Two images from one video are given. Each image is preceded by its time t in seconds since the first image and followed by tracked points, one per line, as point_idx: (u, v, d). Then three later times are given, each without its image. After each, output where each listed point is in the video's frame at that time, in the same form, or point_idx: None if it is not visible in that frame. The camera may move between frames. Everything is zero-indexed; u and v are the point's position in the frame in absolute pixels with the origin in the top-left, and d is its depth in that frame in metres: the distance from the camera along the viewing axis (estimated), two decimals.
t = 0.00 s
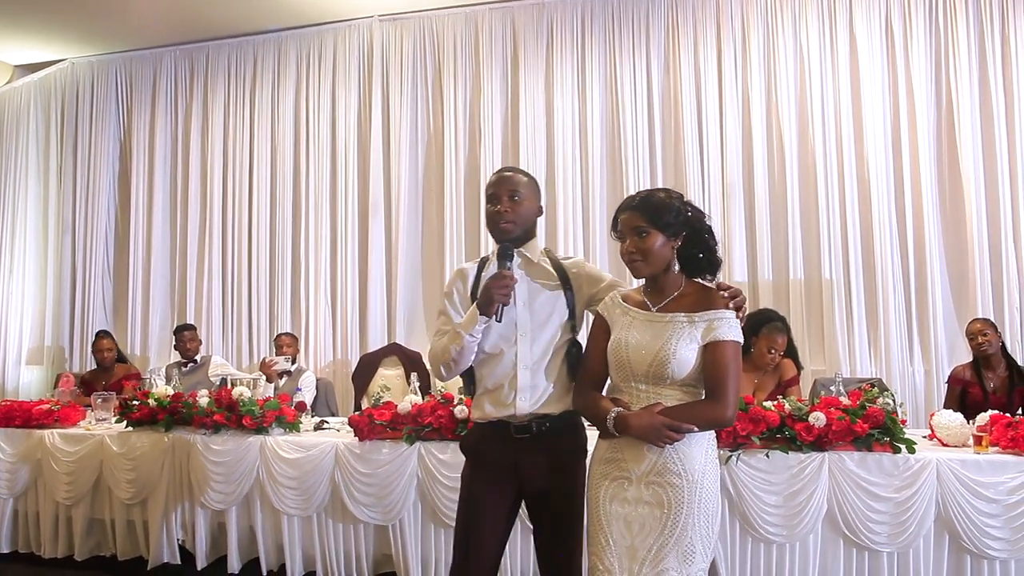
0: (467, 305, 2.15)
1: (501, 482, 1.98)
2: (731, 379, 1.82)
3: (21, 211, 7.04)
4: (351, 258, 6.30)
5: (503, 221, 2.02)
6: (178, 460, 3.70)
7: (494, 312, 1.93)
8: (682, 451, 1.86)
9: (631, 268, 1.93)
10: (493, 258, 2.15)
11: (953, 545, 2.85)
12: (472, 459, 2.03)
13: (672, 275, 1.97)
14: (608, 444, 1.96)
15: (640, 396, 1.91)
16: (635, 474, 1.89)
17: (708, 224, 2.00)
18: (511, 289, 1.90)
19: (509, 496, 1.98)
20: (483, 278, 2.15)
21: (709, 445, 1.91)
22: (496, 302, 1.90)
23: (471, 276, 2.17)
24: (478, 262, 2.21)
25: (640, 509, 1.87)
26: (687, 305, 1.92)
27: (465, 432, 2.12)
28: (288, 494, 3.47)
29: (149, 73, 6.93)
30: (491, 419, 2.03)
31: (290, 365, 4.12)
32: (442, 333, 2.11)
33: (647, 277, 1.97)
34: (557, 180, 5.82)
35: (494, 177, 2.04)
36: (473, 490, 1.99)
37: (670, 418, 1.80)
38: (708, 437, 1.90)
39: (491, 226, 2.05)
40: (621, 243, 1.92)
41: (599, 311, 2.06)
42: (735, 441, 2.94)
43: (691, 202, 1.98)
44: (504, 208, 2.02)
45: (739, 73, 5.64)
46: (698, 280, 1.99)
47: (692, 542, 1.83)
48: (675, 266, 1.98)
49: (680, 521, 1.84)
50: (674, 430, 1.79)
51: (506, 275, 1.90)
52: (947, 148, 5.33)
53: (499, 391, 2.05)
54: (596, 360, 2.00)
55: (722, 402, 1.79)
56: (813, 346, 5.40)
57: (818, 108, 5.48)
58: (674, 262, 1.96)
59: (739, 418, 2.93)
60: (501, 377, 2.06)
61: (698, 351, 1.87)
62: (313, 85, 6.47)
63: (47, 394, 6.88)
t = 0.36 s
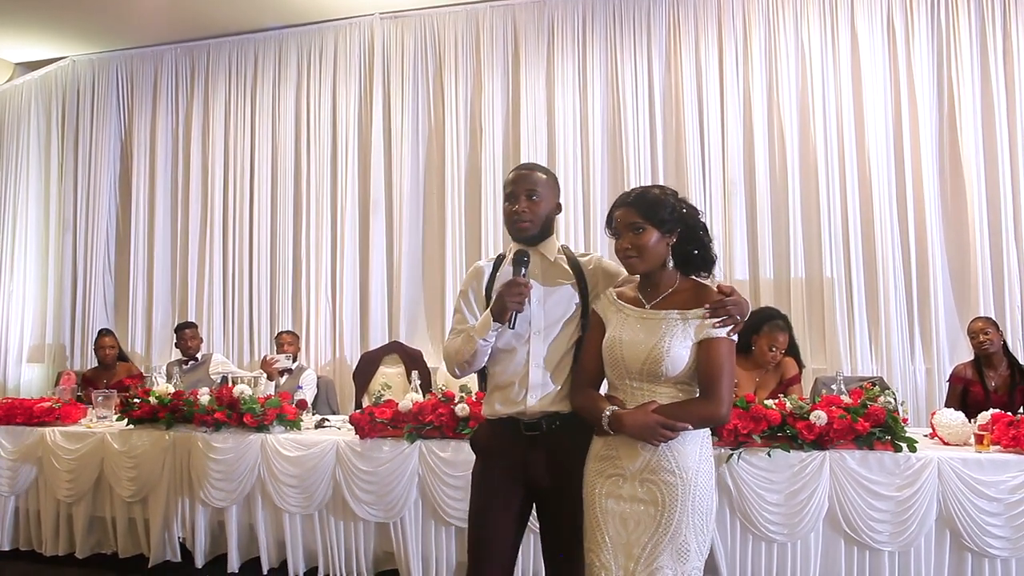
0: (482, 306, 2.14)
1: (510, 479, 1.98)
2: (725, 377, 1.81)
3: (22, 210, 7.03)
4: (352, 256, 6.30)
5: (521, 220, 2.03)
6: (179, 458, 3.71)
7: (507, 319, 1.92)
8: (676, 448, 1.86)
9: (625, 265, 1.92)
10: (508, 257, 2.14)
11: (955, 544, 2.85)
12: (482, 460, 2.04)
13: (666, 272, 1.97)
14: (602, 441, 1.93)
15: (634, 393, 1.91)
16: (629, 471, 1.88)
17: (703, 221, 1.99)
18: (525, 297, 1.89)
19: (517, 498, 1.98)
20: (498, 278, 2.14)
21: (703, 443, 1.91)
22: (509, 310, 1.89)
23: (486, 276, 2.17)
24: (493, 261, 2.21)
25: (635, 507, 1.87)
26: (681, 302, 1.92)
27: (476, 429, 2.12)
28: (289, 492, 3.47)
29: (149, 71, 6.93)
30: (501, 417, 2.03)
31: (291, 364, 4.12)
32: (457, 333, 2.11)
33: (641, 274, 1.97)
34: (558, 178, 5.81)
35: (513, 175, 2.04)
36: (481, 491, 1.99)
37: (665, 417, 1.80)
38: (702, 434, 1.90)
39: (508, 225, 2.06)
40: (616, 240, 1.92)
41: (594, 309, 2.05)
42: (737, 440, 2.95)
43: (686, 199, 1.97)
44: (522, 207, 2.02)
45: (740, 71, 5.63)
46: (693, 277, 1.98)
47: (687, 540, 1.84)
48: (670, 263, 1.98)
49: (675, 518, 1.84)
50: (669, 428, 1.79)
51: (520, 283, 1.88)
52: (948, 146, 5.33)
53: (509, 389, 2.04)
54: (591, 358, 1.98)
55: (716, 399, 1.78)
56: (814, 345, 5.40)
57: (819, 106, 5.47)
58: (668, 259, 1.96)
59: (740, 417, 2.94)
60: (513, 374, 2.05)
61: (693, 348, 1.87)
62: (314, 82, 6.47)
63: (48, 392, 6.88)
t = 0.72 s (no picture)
0: (477, 306, 2.14)
1: (506, 482, 1.98)
2: (715, 375, 1.81)
3: (20, 212, 7.03)
4: (351, 258, 6.30)
5: (519, 220, 2.02)
6: (176, 460, 3.70)
7: (498, 320, 1.92)
8: (668, 450, 1.86)
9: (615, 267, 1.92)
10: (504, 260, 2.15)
11: (953, 545, 2.85)
12: (476, 462, 2.04)
13: (654, 275, 1.96)
14: (595, 443, 1.94)
15: (626, 396, 1.90)
16: (622, 473, 1.88)
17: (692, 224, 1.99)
18: (516, 298, 1.88)
19: (513, 501, 1.98)
20: (492, 280, 2.14)
21: (695, 444, 1.91)
22: (501, 311, 1.88)
23: (481, 278, 2.17)
24: (488, 263, 2.20)
25: (628, 508, 1.87)
26: (669, 302, 1.92)
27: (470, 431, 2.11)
28: (287, 494, 3.47)
29: (148, 73, 6.93)
30: (498, 419, 2.02)
31: (289, 366, 4.12)
32: (452, 335, 2.11)
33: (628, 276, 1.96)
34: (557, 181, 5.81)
35: (514, 175, 2.04)
36: (476, 490, 2.00)
37: (658, 417, 1.81)
38: (694, 435, 1.90)
39: (507, 223, 2.06)
40: (606, 242, 1.91)
41: (582, 311, 2.05)
42: (735, 442, 2.94)
43: (674, 203, 1.98)
44: (522, 205, 2.01)
45: (738, 73, 5.64)
46: (680, 279, 1.99)
47: (680, 541, 1.84)
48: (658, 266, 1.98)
49: (668, 520, 1.84)
50: (663, 429, 1.79)
51: (512, 283, 1.88)
52: (946, 148, 5.33)
53: (505, 390, 2.03)
54: (581, 361, 1.98)
55: (707, 398, 1.78)
56: (812, 347, 5.40)
57: (817, 107, 5.48)
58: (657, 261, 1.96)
59: (738, 419, 2.92)
60: (508, 376, 2.04)
61: (682, 347, 1.86)
62: (313, 85, 6.47)
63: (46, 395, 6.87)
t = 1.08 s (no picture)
0: (471, 309, 2.14)
1: (500, 482, 1.98)
2: (707, 374, 1.81)
3: (15, 214, 7.01)
4: (346, 258, 6.29)
5: (516, 222, 2.02)
6: (172, 462, 3.70)
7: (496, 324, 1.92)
8: (660, 448, 1.86)
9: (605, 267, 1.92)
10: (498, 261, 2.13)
11: (949, 542, 2.86)
12: (470, 462, 2.04)
13: (644, 273, 1.95)
14: (587, 442, 1.93)
15: (618, 395, 1.91)
16: (615, 471, 1.88)
17: (680, 222, 2.00)
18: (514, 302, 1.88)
19: (508, 501, 1.98)
20: (486, 283, 2.13)
21: (687, 442, 1.91)
22: (498, 315, 1.89)
23: (475, 279, 2.16)
24: (481, 264, 2.20)
25: (621, 506, 1.87)
26: (660, 301, 1.92)
27: (465, 431, 2.11)
28: (283, 496, 3.47)
29: (143, 75, 6.92)
30: (494, 419, 2.02)
31: (285, 367, 4.11)
32: (447, 338, 2.10)
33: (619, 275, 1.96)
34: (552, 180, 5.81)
35: (512, 177, 2.03)
36: (471, 490, 1.99)
37: (649, 416, 1.80)
38: (686, 433, 1.90)
39: (504, 227, 2.06)
40: (594, 242, 1.91)
41: (575, 310, 2.05)
42: (731, 440, 2.94)
43: (662, 201, 1.98)
44: (522, 212, 2.02)
45: (733, 72, 5.65)
46: (671, 277, 1.99)
47: (673, 539, 1.84)
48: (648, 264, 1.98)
49: (661, 518, 1.84)
50: (654, 427, 1.79)
51: (508, 286, 1.88)
52: (941, 146, 5.34)
53: (500, 391, 2.03)
54: (573, 360, 1.98)
55: (698, 398, 1.78)
56: (808, 345, 5.41)
57: (812, 106, 5.49)
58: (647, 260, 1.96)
59: (734, 418, 2.92)
60: (503, 377, 2.04)
61: (673, 346, 1.87)
62: (308, 86, 6.47)
63: (41, 398, 6.85)
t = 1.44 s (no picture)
0: (468, 309, 2.14)
1: (500, 480, 1.98)
2: (703, 374, 1.81)
3: (11, 216, 6.99)
4: (344, 258, 6.28)
5: (508, 221, 2.03)
6: (171, 463, 3.69)
7: (493, 324, 1.92)
8: (656, 447, 1.86)
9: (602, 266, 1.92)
10: (494, 260, 2.14)
11: (947, 539, 2.86)
12: (469, 461, 2.04)
13: (642, 271, 1.96)
14: (584, 440, 1.93)
15: (614, 394, 1.90)
16: (611, 470, 1.87)
17: (676, 219, 2.01)
18: (510, 302, 1.88)
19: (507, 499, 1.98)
20: (483, 283, 2.13)
21: (684, 441, 1.91)
22: (495, 315, 1.88)
23: (472, 280, 2.16)
24: (478, 263, 2.20)
25: (618, 505, 1.86)
26: (659, 301, 1.92)
27: (464, 431, 2.11)
28: (281, 496, 3.46)
29: (139, 76, 6.91)
30: (491, 419, 2.02)
31: (283, 368, 4.11)
32: (445, 337, 2.10)
33: (617, 274, 1.96)
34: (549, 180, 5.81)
35: (503, 176, 2.04)
36: (470, 490, 2.00)
37: (645, 415, 1.80)
38: (682, 432, 1.90)
39: (495, 226, 2.06)
40: (591, 242, 1.92)
41: (573, 309, 2.05)
42: (730, 439, 2.95)
43: (659, 198, 1.98)
44: (509, 208, 2.02)
45: (729, 71, 5.66)
46: (668, 276, 2.00)
47: (670, 537, 1.83)
48: (646, 262, 1.98)
49: (657, 516, 1.83)
50: (649, 427, 1.79)
51: (505, 286, 1.88)
52: (937, 143, 5.35)
53: (499, 390, 2.03)
54: (571, 359, 1.98)
55: (694, 397, 1.78)
56: (806, 344, 5.41)
57: (808, 105, 5.50)
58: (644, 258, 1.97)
59: (732, 416, 2.93)
60: (501, 377, 2.04)
61: (671, 346, 1.87)
62: (305, 86, 6.46)
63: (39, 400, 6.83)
